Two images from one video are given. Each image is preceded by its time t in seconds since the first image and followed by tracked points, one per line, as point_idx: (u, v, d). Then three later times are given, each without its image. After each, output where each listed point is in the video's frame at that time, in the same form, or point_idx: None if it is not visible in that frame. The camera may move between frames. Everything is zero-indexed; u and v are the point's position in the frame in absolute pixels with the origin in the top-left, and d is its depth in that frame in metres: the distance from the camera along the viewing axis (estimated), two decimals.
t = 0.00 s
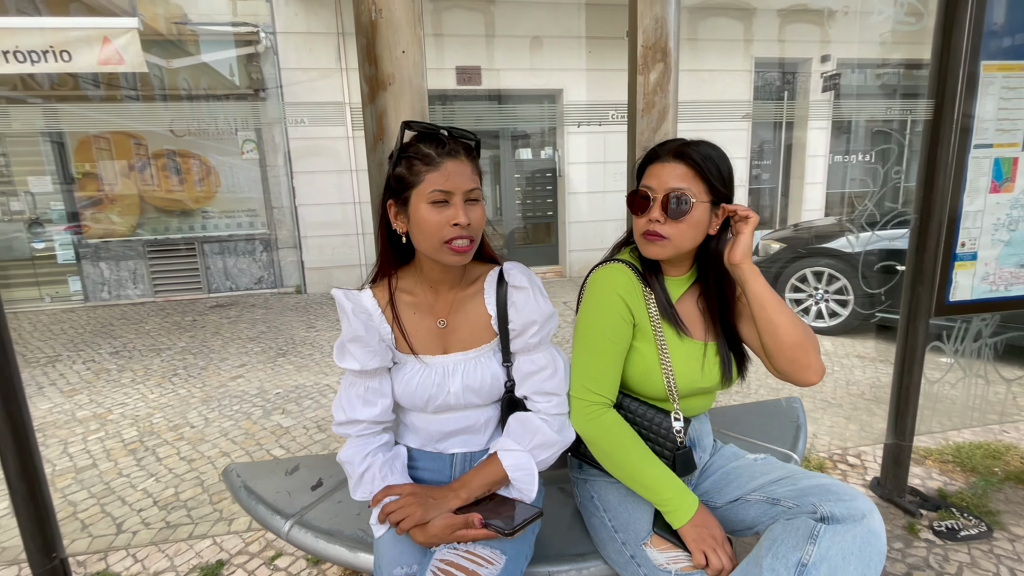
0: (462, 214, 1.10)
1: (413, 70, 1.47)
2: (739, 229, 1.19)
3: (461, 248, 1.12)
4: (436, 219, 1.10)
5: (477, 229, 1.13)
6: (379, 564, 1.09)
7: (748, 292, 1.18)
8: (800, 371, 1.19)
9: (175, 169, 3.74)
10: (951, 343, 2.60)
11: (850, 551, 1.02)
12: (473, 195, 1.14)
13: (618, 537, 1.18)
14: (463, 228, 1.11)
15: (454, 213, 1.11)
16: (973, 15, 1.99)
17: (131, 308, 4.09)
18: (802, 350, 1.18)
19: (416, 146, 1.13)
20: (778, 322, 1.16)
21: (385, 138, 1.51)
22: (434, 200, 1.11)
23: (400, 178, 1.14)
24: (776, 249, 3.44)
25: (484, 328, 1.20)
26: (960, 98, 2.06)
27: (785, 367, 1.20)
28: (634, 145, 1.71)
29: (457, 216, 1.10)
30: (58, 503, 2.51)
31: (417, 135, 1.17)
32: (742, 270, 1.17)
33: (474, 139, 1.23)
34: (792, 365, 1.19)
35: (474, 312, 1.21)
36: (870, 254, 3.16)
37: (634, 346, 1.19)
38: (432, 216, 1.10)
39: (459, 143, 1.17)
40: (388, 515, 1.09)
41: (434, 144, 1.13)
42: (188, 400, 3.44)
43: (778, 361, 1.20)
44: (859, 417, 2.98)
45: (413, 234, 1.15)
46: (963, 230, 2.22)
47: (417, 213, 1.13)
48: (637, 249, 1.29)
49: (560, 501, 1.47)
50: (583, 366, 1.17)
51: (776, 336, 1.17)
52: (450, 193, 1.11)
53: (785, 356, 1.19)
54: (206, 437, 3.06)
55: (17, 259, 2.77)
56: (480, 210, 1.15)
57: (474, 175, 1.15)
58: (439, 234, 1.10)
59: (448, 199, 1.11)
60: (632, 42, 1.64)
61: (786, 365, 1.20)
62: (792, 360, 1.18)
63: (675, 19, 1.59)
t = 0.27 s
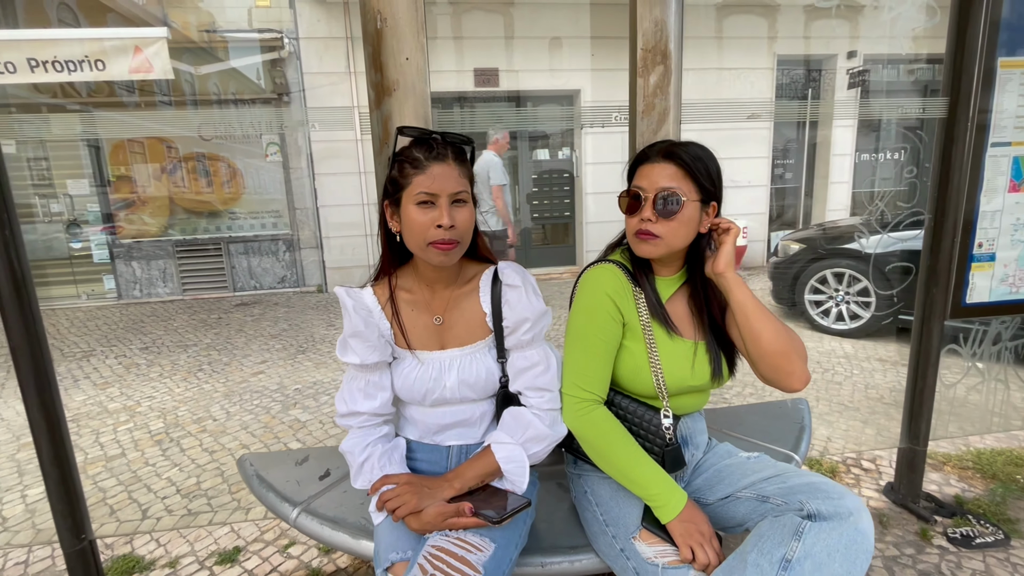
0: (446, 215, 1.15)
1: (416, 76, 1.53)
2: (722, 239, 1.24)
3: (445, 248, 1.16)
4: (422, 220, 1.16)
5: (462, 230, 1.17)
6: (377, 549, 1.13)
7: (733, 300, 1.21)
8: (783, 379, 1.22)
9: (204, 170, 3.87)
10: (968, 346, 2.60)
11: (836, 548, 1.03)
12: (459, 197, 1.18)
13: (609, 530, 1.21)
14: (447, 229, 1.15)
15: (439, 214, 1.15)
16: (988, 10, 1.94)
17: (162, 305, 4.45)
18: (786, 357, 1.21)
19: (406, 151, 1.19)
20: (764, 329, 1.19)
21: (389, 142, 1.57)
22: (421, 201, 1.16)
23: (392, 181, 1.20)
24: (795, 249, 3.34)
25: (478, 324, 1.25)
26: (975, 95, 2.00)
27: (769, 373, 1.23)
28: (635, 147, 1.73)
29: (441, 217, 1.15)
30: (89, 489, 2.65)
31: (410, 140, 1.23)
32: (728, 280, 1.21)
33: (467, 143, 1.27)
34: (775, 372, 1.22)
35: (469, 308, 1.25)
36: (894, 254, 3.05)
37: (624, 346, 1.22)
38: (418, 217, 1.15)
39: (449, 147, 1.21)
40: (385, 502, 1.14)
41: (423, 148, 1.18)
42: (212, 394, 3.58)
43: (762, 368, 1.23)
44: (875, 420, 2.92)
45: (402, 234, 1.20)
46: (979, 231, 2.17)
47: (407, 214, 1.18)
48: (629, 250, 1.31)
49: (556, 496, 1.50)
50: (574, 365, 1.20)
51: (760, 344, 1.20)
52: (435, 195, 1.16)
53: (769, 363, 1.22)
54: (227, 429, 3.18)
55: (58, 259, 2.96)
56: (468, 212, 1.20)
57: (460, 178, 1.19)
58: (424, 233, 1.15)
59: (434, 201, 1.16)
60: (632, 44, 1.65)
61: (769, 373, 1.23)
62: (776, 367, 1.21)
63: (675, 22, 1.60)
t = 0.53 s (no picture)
0: (443, 213, 1.20)
1: (422, 81, 1.58)
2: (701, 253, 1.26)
3: (441, 245, 1.21)
4: (420, 219, 1.21)
5: (459, 228, 1.22)
6: (380, 535, 1.18)
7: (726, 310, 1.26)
8: (780, 382, 1.27)
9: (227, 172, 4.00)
10: (985, 347, 2.54)
11: (827, 541, 1.04)
12: (456, 197, 1.23)
13: (604, 521, 1.24)
14: (444, 227, 1.21)
15: (436, 213, 1.20)
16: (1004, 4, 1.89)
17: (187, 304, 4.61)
18: (781, 362, 1.25)
19: (407, 152, 1.24)
20: (759, 337, 1.23)
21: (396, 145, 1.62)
22: (420, 201, 1.21)
23: (393, 181, 1.25)
24: (813, 249, 3.24)
25: (477, 319, 1.29)
26: (989, 91, 1.97)
27: (766, 378, 1.28)
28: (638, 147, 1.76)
29: (438, 215, 1.20)
30: (116, 477, 2.78)
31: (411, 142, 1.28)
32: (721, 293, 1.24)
33: (466, 144, 1.32)
34: (772, 376, 1.27)
35: (469, 304, 1.30)
36: (921, 255, 2.78)
37: (619, 342, 1.25)
38: (417, 216, 1.21)
39: (447, 148, 1.26)
40: (387, 490, 1.19)
41: (422, 150, 1.23)
42: (233, 389, 3.70)
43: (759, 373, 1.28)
44: (891, 423, 2.87)
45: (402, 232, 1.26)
46: (995, 230, 2.12)
47: (407, 213, 1.24)
48: (625, 247, 1.35)
49: (556, 489, 1.53)
50: (570, 360, 1.24)
51: (755, 352, 1.24)
52: (433, 195, 1.21)
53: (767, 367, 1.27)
54: (246, 423, 3.28)
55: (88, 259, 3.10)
56: (464, 211, 1.24)
57: (457, 178, 1.24)
58: (422, 231, 1.21)
59: (431, 200, 1.21)
60: (635, 46, 1.68)
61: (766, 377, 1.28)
62: (772, 373, 1.25)
63: (678, 23, 1.62)
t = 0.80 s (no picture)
0: (445, 212, 1.23)
1: (429, 82, 1.62)
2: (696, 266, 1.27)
3: (443, 243, 1.24)
4: (422, 217, 1.24)
5: (461, 226, 1.25)
6: (384, 524, 1.21)
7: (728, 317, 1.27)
8: (788, 386, 1.27)
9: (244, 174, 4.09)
10: (999, 347, 2.50)
11: (824, 536, 1.05)
12: (458, 196, 1.26)
13: (605, 514, 1.26)
14: (446, 225, 1.23)
15: (438, 211, 1.23)
16: None
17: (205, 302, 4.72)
18: (785, 366, 1.25)
19: (411, 151, 1.26)
20: (763, 344, 1.23)
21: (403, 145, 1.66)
22: (423, 199, 1.24)
23: (398, 180, 1.28)
24: (827, 248, 3.28)
25: (480, 315, 1.32)
26: (1001, 87, 1.94)
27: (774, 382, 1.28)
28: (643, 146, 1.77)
29: (439, 213, 1.23)
30: (136, 469, 2.86)
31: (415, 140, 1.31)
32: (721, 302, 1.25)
33: (468, 143, 1.35)
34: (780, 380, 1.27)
35: (472, 300, 1.33)
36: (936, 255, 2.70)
37: (620, 338, 1.27)
38: (419, 214, 1.24)
39: (450, 147, 1.28)
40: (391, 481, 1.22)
41: (426, 149, 1.26)
42: (248, 386, 3.78)
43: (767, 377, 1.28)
44: (905, 424, 2.82)
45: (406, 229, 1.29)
46: (1009, 228, 2.08)
47: (410, 211, 1.26)
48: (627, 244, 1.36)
49: (558, 484, 1.55)
50: (571, 355, 1.25)
51: (760, 359, 1.25)
52: (436, 194, 1.24)
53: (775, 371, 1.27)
54: (261, 419, 3.35)
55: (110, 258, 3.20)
56: (466, 209, 1.27)
57: (460, 177, 1.27)
58: (424, 228, 1.24)
59: (434, 198, 1.24)
60: (639, 45, 1.69)
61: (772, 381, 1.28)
62: (776, 378, 1.25)
63: (681, 23, 1.64)
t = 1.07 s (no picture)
0: (469, 211, 1.26)
1: (430, 82, 1.64)
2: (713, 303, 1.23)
3: (463, 241, 1.27)
4: (444, 214, 1.25)
5: (478, 226, 1.29)
6: (385, 518, 1.23)
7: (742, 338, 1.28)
8: (794, 389, 1.33)
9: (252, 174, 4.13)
10: (1005, 347, 2.48)
11: (821, 530, 1.06)
12: (476, 196, 1.29)
13: (603, 509, 1.26)
14: (467, 224, 1.27)
15: (461, 210, 1.26)
16: None
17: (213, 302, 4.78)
18: (792, 375, 1.30)
19: (427, 149, 1.27)
20: (774, 360, 1.27)
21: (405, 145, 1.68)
22: (443, 197, 1.26)
23: (411, 176, 1.28)
24: (835, 249, 3.09)
25: (481, 311, 1.33)
26: (1006, 85, 1.93)
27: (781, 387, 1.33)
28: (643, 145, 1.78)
29: (462, 212, 1.26)
30: (144, 465, 2.91)
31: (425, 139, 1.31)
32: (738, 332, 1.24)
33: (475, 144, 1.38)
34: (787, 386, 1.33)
35: (471, 296, 1.34)
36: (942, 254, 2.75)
37: (619, 335, 1.28)
38: (441, 211, 1.25)
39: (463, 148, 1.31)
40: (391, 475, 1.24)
41: (444, 149, 1.28)
42: (255, 384, 3.82)
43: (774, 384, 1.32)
44: (911, 425, 2.80)
45: (419, 225, 1.29)
46: (1015, 227, 2.06)
47: (425, 207, 1.27)
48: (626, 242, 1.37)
49: (558, 480, 1.56)
50: (570, 351, 1.27)
51: (769, 373, 1.29)
52: (458, 192, 1.26)
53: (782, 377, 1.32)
54: (267, 416, 3.38)
55: (119, 258, 3.25)
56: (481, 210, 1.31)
57: (476, 179, 1.30)
58: (445, 226, 1.25)
59: (455, 197, 1.26)
60: (640, 45, 1.70)
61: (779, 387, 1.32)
62: (784, 385, 1.31)
63: (681, 23, 1.65)
